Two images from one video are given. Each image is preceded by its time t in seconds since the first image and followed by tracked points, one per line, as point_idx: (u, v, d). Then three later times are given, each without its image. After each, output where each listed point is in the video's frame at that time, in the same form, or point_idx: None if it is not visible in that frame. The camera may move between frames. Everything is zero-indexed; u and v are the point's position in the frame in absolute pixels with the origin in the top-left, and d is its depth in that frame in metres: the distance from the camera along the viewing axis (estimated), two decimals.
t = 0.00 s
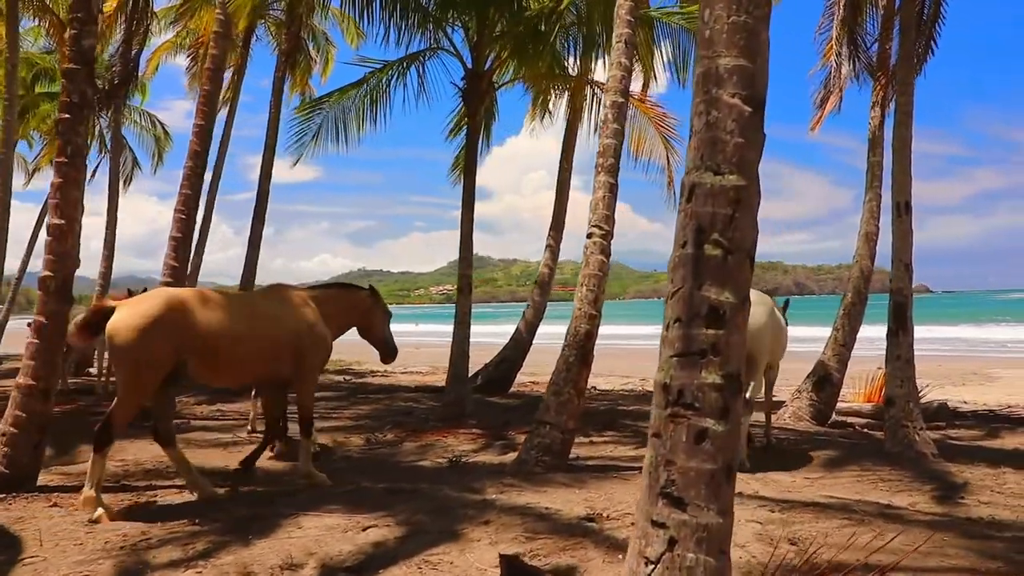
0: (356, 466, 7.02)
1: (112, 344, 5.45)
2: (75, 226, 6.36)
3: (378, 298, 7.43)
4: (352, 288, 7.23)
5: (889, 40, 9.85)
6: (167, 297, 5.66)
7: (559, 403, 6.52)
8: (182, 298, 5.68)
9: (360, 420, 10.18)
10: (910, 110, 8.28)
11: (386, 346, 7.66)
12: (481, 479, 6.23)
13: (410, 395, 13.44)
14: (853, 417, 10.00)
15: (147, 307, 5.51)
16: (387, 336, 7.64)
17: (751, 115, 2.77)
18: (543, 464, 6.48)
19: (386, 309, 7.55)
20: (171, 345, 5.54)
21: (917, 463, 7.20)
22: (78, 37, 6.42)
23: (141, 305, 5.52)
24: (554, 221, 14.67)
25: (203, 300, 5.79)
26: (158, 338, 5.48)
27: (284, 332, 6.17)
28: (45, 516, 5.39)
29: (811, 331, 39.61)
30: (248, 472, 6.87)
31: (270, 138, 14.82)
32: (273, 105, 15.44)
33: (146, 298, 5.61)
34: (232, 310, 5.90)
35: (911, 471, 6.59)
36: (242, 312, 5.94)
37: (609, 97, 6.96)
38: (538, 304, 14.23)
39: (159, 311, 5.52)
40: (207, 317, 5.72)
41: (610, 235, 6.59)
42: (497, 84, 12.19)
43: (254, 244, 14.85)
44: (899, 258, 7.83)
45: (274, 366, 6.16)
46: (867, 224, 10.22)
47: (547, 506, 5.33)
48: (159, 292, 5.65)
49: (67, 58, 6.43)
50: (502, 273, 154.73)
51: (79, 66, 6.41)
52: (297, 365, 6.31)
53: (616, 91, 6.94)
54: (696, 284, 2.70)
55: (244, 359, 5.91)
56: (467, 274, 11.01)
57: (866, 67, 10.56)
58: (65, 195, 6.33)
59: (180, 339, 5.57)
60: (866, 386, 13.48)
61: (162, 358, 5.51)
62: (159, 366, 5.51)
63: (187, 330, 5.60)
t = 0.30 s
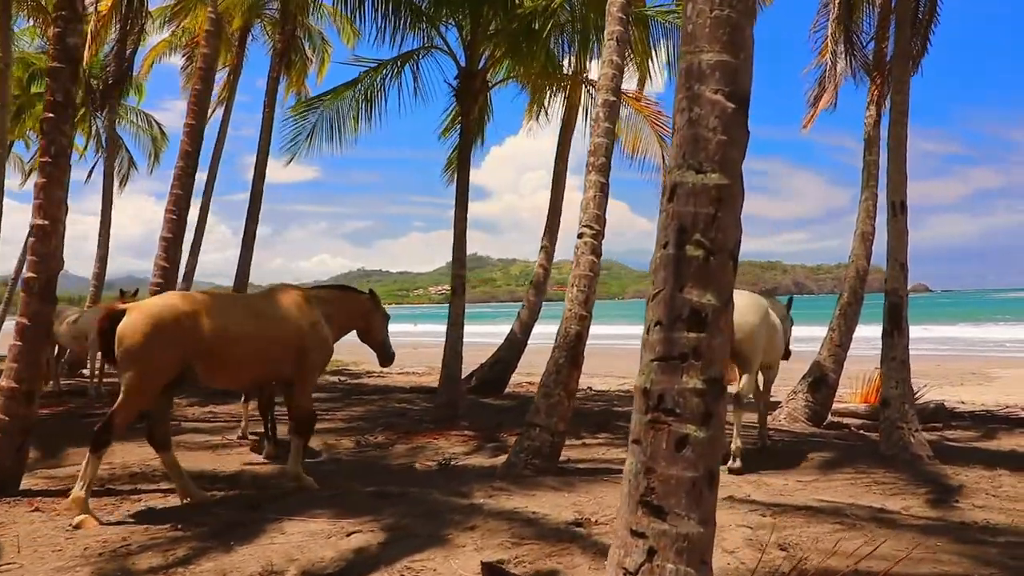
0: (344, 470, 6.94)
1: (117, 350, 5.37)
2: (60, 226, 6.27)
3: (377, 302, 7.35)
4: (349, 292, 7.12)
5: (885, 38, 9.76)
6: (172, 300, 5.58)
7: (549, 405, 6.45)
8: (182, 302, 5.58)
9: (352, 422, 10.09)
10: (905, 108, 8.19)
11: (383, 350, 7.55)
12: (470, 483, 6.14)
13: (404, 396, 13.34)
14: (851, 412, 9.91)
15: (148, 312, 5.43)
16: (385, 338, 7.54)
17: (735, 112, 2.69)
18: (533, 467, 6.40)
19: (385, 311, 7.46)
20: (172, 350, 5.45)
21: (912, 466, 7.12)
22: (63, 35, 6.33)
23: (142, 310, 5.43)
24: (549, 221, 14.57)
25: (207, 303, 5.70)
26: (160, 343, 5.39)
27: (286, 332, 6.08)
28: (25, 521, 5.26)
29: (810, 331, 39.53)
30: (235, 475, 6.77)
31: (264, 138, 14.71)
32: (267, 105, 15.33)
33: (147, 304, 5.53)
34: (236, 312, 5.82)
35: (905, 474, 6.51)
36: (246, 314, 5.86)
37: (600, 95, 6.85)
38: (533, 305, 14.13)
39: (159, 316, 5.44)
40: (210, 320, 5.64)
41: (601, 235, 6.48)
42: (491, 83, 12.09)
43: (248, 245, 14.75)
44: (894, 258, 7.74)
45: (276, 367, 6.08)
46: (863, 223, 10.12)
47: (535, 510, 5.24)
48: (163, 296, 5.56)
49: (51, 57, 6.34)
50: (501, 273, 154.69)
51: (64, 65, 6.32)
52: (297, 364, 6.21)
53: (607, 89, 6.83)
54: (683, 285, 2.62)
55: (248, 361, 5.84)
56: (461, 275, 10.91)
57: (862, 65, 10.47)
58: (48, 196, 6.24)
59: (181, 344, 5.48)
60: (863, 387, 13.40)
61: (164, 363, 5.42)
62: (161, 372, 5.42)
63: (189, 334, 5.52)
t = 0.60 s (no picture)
0: (337, 471, 6.88)
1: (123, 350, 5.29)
2: (49, 226, 6.22)
3: (376, 302, 7.36)
4: (348, 291, 7.08)
5: (883, 38, 9.69)
6: (179, 300, 5.50)
7: (541, 407, 6.39)
8: (188, 302, 5.51)
9: (346, 422, 10.04)
10: (902, 107, 8.14)
11: (379, 351, 7.53)
12: (462, 485, 6.09)
13: (400, 396, 13.30)
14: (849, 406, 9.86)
15: (153, 313, 5.36)
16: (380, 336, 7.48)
17: (722, 110, 2.64)
18: (526, 469, 6.35)
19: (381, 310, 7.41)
20: (180, 350, 5.38)
21: (908, 467, 7.07)
22: (52, 34, 6.27)
23: (147, 311, 5.36)
24: (547, 221, 14.51)
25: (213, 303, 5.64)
26: (166, 343, 5.32)
27: (288, 333, 6.04)
28: (11, 524, 5.20)
29: (810, 331, 39.46)
30: (226, 476, 6.70)
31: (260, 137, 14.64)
32: (263, 105, 15.28)
33: (154, 305, 5.45)
34: (242, 313, 5.77)
35: (902, 475, 6.46)
36: (251, 315, 5.81)
37: (595, 94, 6.77)
38: (530, 305, 14.06)
39: (165, 316, 5.37)
40: (216, 322, 5.58)
41: (594, 234, 6.41)
42: (487, 83, 12.03)
43: (244, 245, 14.70)
44: (890, 257, 7.69)
45: (277, 367, 6.04)
46: (860, 223, 10.06)
47: (526, 513, 5.19)
48: (170, 296, 5.48)
49: (39, 55, 6.27)
50: (499, 273, 154.40)
51: (52, 63, 6.26)
52: (297, 366, 6.20)
53: (601, 88, 6.75)
54: (671, 285, 2.57)
55: (252, 361, 5.80)
56: (457, 275, 10.85)
57: (859, 65, 10.40)
58: (37, 196, 6.19)
59: (188, 344, 5.41)
60: (860, 387, 13.35)
61: (169, 364, 5.35)
62: (166, 373, 5.35)
63: (195, 336, 5.45)
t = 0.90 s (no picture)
0: (330, 473, 6.84)
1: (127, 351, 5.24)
2: (39, 226, 6.19)
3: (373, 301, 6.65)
4: (348, 289, 6.62)
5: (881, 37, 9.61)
6: (184, 302, 5.42)
7: (536, 408, 6.36)
8: (192, 304, 5.43)
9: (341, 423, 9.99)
10: (899, 107, 8.06)
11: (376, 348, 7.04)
12: (455, 487, 6.04)
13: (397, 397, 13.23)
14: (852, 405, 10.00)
15: (156, 315, 5.31)
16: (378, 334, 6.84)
17: (710, 109, 2.60)
18: (519, 471, 6.30)
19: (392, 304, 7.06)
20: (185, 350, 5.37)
21: (905, 469, 7.02)
22: (41, 34, 6.28)
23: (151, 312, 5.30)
24: (543, 221, 14.43)
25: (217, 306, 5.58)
26: (168, 346, 5.29)
27: (287, 335, 6.02)
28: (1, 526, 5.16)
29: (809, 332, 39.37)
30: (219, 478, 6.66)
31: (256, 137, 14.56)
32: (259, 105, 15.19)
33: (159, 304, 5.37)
34: (244, 316, 5.73)
35: (897, 477, 6.41)
36: (252, 319, 5.77)
37: (589, 94, 6.68)
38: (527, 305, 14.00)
39: (169, 319, 5.32)
40: (218, 326, 5.54)
41: (589, 235, 6.26)
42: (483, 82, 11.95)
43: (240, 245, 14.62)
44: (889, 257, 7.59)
45: (275, 368, 6.05)
46: (858, 223, 9.99)
47: (518, 516, 5.15)
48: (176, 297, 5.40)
49: (29, 55, 6.28)
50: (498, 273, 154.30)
51: (42, 63, 6.27)
52: (296, 359, 6.21)
53: (595, 87, 6.65)
54: (662, 290, 2.51)
55: (251, 364, 5.81)
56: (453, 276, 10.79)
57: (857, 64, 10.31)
58: (26, 196, 6.15)
59: (193, 345, 5.38)
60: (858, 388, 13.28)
61: (172, 367, 5.32)
62: (168, 376, 5.32)
63: (198, 339, 5.42)
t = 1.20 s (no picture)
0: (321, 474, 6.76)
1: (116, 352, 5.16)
2: (26, 225, 6.13)
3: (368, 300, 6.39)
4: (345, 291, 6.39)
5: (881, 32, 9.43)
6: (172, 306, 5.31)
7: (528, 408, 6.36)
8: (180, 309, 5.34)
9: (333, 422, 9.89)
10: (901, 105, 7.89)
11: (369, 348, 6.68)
12: (446, 489, 5.96)
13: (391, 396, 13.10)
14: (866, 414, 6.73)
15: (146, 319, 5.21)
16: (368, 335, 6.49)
17: (694, 107, 2.57)
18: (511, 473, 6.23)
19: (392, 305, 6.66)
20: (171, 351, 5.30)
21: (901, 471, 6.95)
22: (30, 33, 6.25)
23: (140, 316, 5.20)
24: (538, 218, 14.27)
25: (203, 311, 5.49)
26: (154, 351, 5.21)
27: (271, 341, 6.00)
28: None
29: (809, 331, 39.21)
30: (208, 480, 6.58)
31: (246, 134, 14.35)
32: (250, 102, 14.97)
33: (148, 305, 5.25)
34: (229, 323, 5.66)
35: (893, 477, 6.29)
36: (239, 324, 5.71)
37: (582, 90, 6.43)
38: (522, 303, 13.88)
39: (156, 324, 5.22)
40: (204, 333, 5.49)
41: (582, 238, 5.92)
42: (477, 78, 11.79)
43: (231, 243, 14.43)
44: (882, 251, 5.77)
45: (260, 372, 6.03)
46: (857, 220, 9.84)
47: (507, 518, 5.07)
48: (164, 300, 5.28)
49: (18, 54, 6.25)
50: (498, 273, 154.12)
51: (30, 62, 6.23)
52: (287, 357, 6.21)
53: (589, 84, 6.38)
54: (641, 290, 2.47)
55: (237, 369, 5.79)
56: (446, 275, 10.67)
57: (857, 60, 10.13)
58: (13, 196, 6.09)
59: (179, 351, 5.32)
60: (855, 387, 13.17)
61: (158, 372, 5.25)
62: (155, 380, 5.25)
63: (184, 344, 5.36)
